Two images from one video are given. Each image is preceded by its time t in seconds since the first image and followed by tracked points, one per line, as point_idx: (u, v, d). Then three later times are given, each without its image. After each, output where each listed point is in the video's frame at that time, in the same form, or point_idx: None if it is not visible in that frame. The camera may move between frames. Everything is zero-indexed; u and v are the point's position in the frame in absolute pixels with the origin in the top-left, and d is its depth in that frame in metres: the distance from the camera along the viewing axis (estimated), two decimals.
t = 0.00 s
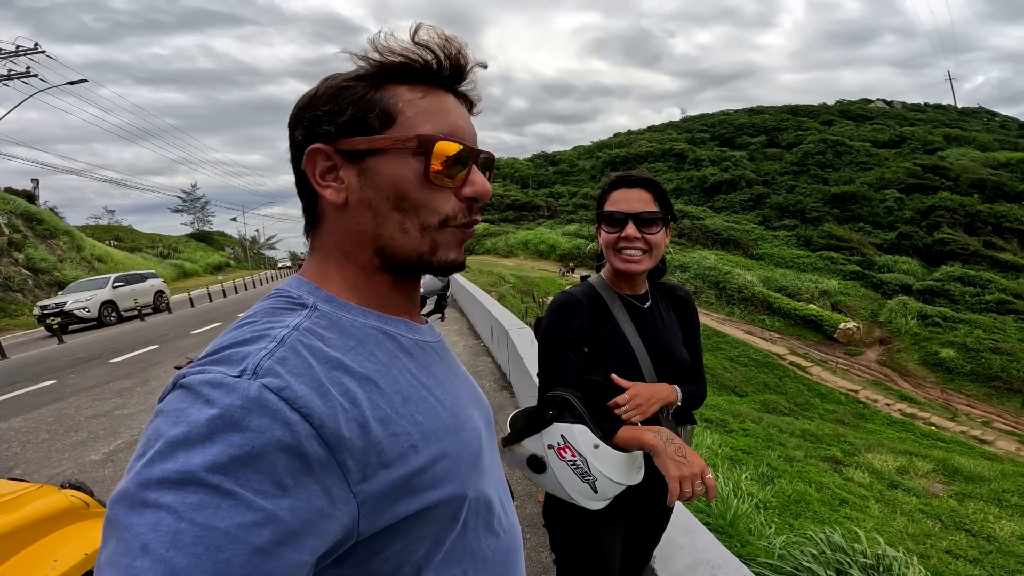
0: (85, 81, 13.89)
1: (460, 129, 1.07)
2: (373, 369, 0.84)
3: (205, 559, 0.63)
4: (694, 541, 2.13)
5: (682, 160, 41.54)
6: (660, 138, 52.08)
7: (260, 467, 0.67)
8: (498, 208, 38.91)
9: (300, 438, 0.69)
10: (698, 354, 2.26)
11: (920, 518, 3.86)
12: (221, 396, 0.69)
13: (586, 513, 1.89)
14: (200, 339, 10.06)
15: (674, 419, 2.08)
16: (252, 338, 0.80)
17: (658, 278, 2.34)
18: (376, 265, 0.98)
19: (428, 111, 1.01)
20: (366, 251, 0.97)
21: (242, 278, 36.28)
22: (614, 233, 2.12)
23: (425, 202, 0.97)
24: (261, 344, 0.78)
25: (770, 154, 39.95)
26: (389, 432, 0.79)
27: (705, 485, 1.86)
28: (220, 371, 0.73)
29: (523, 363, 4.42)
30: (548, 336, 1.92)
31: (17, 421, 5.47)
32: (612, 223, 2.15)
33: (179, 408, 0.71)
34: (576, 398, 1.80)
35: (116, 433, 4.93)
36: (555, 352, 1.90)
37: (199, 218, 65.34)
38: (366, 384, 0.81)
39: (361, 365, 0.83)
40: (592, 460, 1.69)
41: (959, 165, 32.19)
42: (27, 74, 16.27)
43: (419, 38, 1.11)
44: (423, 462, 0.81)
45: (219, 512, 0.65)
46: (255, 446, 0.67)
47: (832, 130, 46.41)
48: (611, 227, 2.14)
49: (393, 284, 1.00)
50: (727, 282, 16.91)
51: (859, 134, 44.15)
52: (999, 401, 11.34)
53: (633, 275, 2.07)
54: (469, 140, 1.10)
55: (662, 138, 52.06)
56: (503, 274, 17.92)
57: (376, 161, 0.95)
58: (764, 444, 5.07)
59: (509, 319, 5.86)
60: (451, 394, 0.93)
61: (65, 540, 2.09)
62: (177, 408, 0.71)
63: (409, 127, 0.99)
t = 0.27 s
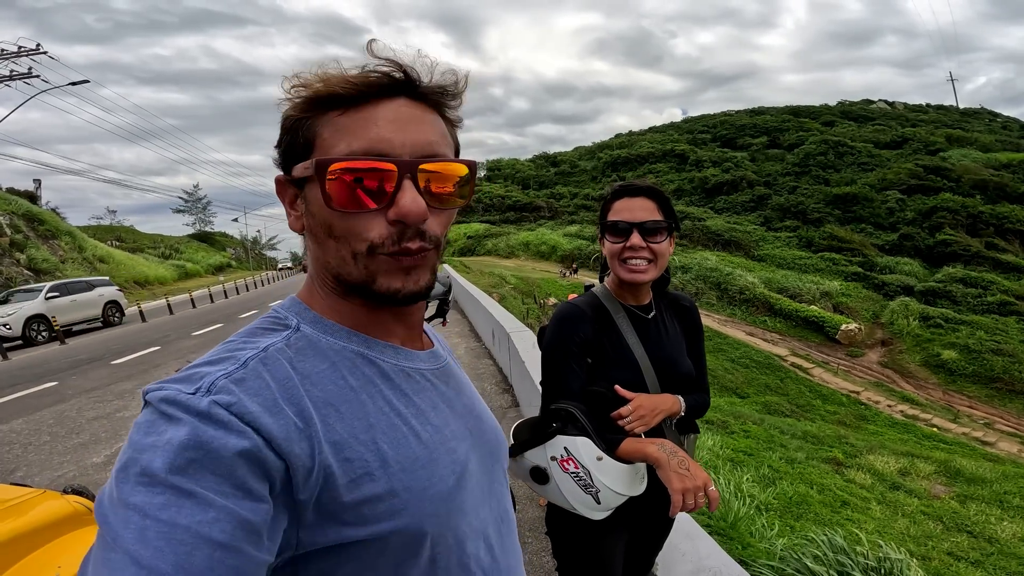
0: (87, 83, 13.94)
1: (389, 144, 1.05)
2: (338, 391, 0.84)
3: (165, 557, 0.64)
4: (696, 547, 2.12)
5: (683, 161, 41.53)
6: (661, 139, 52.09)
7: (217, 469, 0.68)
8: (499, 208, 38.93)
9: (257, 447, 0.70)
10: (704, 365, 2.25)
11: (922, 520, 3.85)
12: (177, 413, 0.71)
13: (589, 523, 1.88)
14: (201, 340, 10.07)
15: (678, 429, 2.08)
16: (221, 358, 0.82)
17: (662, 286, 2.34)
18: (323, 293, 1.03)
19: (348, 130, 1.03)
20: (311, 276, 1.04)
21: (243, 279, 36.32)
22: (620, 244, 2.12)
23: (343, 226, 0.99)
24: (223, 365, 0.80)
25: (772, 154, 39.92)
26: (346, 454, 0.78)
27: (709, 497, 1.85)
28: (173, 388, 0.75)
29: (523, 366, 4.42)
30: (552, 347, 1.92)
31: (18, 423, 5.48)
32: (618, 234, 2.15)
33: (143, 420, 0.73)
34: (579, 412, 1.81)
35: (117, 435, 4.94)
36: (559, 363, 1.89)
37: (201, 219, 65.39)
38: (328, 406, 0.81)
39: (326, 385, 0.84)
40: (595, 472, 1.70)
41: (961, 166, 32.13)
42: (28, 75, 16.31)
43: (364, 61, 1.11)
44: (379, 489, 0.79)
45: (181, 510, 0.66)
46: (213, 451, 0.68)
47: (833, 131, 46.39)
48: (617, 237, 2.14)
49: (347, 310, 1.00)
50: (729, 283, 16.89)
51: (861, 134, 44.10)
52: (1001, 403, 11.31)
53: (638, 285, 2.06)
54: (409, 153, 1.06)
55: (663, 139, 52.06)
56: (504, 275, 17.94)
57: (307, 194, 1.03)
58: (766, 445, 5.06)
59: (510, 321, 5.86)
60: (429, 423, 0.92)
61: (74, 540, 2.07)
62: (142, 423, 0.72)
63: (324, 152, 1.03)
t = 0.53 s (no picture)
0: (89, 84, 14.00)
1: (386, 141, 1.04)
2: (331, 396, 0.84)
3: (148, 554, 0.64)
4: (701, 549, 2.12)
5: (685, 162, 41.52)
6: (663, 140, 52.12)
7: (203, 471, 0.69)
8: (501, 209, 38.95)
9: (243, 451, 0.71)
10: (710, 366, 2.25)
11: (925, 521, 3.83)
12: (165, 418, 0.72)
13: (595, 523, 1.88)
14: (203, 341, 10.09)
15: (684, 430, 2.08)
16: (215, 362, 0.83)
17: (666, 289, 2.34)
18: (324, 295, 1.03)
19: (343, 127, 1.03)
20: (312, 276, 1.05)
21: (245, 280, 36.41)
22: (628, 246, 2.10)
23: (340, 226, 0.99)
24: (214, 369, 0.81)
25: (774, 155, 39.89)
26: (334, 461, 0.78)
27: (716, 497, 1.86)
28: (162, 391, 0.76)
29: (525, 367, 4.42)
30: (559, 348, 1.91)
31: (21, 424, 5.49)
32: (626, 236, 2.13)
33: (135, 421, 0.74)
34: (587, 411, 1.80)
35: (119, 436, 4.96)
36: (564, 365, 1.89)
37: (203, 221, 65.48)
38: (318, 412, 0.81)
39: (318, 390, 0.84)
40: (603, 473, 1.71)
41: (963, 166, 32.05)
42: (31, 76, 16.34)
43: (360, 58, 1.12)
44: (368, 499, 0.79)
45: (167, 511, 0.66)
46: (200, 453, 0.69)
47: (835, 132, 46.35)
48: (625, 239, 2.13)
49: (349, 311, 1.00)
50: (730, 284, 16.88)
51: (863, 135, 44.05)
52: (1004, 404, 11.29)
53: (645, 287, 2.06)
54: (407, 151, 1.06)
55: (664, 140, 52.09)
56: (505, 276, 17.96)
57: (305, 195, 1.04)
58: (768, 446, 5.05)
59: (512, 322, 5.86)
60: (427, 431, 0.91)
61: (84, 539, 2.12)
62: (133, 424, 0.74)
63: (321, 149, 1.03)
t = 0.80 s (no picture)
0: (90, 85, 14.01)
1: (389, 146, 1.05)
2: (336, 399, 0.84)
3: (159, 564, 0.64)
4: (700, 548, 2.11)
5: (686, 163, 41.51)
6: (663, 141, 52.12)
7: (212, 479, 0.69)
8: (501, 210, 38.94)
9: (253, 458, 0.71)
10: (708, 367, 2.25)
11: (925, 522, 3.83)
12: (171, 427, 0.72)
13: (594, 521, 1.88)
14: (204, 341, 10.09)
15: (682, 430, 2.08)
16: (217, 369, 0.83)
17: (665, 290, 2.34)
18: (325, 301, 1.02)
19: (346, 132, 1.02)
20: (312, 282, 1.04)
21: (246, 280, 36.46)
22: (631, 246, 2.10)
23: (342, 231, 0.98)
24: (217, 376, 0.80)
25: (774, 156, 39.88)
26: (343, 465, 0.78)
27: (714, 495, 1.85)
28: (165, 400, 0.76)
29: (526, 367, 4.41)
30: (559, 348, 1.91)
31: (22, 424, 5.49)
32: (628, 237, 2.12)
33: (138, 431, 0.74)
34: (586, 410, 1.80)
35: (121, 436, 4.96)
36: (564, 365, 1.88)
37: (204, 222, 65.49)
38: (324, 416, 0.81)
39: (324, 394, 0.84)
40: (602, 471, 1.70)
41: (964, 167, 32.01)
42: (31, 76, 16.34)
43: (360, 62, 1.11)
44: (378, 501, 0.79)
45: (178, 520, 0.66)
46: (210, 462, 0.68)
47: (836, 132, 46.33)
48: (627, 240, 2.12)
49: (352, 316, 0.99)
50: (731, 285, 16.86)
51: (863, 136, 44.05)
52: (1005, 405, 11.27)
53: (646, 288, 2.06)
54: (410, 156, 1.07)
55: (665, 141, 52.10)
56: (506, 276, 17.97)
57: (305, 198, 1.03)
58: (768, 447, 5.05)
59: (512, 322, 5.86)
60: (431, 432, 0.91)
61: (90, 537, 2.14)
62: (137, 433, 0.73)
63: (322, 154, 1.03)
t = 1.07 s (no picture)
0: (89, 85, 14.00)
1: (439, 140, 1.09)
2: (338, 393, 0.84)
3: (171, 570, 0.64)
4: (694, 545, 2.12)
5: (685, 163, 41.52)
6: (663, 140, 52.15)
7: (217, 483, 0.68)
8: (501, 210, 38.95)
9: (257, 458, 0.70)
10: (699, 363, 2.26)
11: (925, 521, 3.83)
12: (173, 430, 0.71)
13: (586, 516, 1.87)
14: (204, 341, 10.10)
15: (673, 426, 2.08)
16: (212, 368, 0.82)
17: (657, 289, 2.33)
18: (366, 281, 0.98)
19: (406, 116, 1.04)
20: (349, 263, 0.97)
21: (245, 281, 36.47)
22: (624, 244, 2.09)
23: (407, 207, 0.97)
24: (216, 375, 0.79)
25: (774, 156, 39.90)
26: (351, 457, 0.78)
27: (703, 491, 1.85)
28: (165, 402, 0.74)
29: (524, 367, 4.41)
30: (551, 344, 1.92)
31: (23, 423, 5.49)
32: (621, 235, 2.11)
33: (139, 436, 0.73)
34: (576, 404, 1.80)
35: (120, 435, 4.97)
36: (557, 361, 1.89)
37: (204, 222, 65.42)
38: (327, 410, 0.81)
39: (324, 388, 0.83)
40: (591, 463, 1.69)
41: (964, 167, 32.03)
42: (30, 77, 16.33)
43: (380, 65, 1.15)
44: (389, 490, 0.80)
45: (183, 525, 0.66)
46: (213, 466, 0.68)
47: (835, 132, 46.36)
48: (620, 238, 2.11)
49: (380, 294, 1.00)
50: (731, 285, 16.86)
51: (862, 136, 44.09)
52: (1004, 404, 11.27)
53: (638, 285, 2.06)
54: (449, 154, 1.12)
55: (664, 141, 52.13)
56: (506, 276, 17.97)
57: (357, 170, 0.96)
58: (767, 446, 5.05)
59: (511, 322, 5.85)
60: (429, 419, 0.91)
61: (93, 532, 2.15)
62: (136, 437, 0.72)
63: (383, 132, 1.00)
